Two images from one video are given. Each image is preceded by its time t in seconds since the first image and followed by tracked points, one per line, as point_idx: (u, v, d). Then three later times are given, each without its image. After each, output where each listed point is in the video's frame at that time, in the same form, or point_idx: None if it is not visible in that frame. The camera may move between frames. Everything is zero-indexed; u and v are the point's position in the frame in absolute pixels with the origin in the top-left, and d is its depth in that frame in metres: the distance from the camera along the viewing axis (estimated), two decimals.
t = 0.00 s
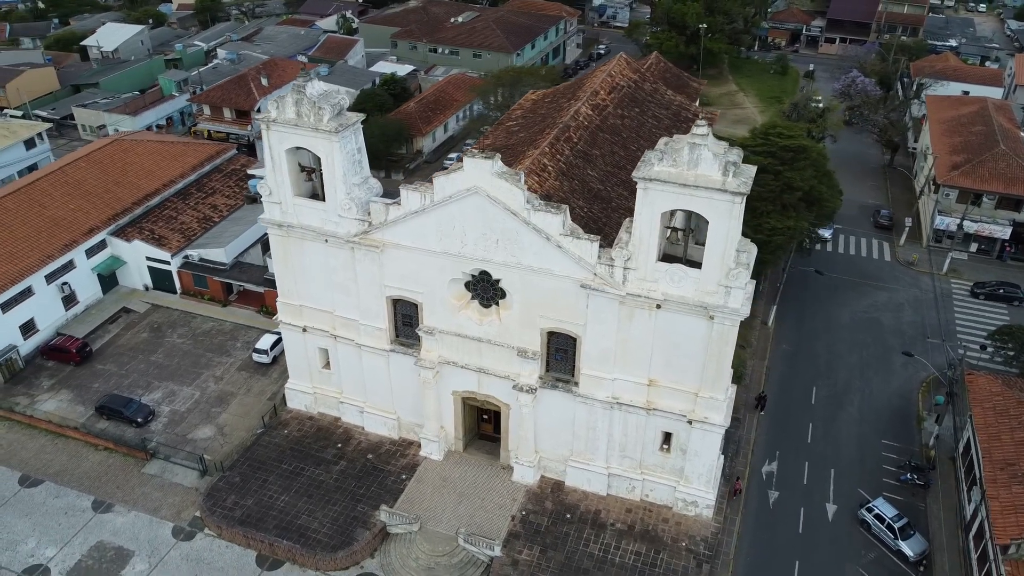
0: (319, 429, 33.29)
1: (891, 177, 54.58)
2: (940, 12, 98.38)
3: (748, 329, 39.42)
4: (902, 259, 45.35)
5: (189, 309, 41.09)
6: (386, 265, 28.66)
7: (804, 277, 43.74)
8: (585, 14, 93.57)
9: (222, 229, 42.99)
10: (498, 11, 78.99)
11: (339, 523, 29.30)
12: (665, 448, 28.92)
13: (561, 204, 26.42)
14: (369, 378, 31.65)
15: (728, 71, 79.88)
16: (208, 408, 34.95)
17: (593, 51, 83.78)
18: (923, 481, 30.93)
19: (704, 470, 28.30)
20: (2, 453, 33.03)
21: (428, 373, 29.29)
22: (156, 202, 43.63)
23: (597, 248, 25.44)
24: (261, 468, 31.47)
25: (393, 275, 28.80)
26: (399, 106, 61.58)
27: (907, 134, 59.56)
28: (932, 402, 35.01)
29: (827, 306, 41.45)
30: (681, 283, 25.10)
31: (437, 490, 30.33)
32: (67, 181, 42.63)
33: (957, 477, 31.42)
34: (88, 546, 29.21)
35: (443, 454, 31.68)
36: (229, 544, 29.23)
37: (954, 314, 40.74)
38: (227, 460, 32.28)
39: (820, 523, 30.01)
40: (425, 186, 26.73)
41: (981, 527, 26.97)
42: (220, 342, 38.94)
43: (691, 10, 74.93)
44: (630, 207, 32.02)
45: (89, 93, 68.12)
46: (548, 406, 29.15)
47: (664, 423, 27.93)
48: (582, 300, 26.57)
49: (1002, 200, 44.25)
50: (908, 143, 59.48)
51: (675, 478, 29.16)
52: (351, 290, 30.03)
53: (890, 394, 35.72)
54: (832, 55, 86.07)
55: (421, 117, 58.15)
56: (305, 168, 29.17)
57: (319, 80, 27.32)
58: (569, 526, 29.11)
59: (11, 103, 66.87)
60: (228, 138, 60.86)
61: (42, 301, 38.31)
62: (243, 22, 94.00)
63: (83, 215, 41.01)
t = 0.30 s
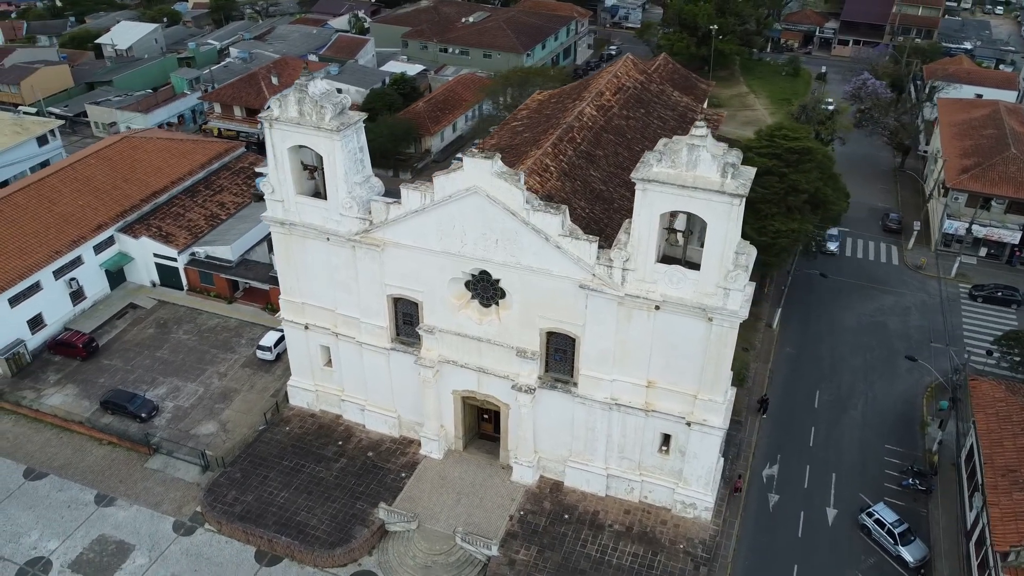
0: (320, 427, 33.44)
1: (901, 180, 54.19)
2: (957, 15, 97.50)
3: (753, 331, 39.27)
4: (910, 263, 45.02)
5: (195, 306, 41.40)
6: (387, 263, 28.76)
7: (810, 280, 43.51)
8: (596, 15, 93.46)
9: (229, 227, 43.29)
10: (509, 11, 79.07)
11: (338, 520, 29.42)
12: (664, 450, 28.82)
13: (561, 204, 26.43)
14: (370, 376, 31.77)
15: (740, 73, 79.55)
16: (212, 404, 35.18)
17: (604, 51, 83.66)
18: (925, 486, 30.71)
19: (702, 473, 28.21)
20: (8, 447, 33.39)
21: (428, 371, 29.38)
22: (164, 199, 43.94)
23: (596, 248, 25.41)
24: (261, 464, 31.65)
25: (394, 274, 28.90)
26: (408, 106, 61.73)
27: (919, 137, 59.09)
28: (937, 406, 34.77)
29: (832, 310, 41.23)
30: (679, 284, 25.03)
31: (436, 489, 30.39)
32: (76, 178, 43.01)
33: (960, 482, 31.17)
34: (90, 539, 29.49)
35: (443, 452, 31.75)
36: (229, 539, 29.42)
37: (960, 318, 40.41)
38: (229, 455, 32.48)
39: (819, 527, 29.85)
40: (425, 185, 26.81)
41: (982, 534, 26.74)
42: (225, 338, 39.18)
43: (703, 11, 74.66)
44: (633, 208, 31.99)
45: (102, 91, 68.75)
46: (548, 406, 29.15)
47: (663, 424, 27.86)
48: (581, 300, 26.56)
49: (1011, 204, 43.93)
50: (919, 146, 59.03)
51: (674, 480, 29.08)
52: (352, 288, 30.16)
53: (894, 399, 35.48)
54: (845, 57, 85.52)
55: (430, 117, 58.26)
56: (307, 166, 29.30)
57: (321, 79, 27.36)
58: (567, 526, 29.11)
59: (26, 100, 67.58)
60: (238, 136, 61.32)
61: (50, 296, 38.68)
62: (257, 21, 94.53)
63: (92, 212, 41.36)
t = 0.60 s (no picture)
0: (321, 424, 33.60)
1: (912, 184, 53.74)
2: (974, 16, 96.56)
3: (757, 334, 39.11)
4: (918, 267, 44.67)
5: (201, 302, 41.71)
6: (387, 262, 28.87)
7: (816, 284, 43.23)
8: (609, 16, 93.33)
9: (236, 224, 43.58)
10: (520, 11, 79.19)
11: (336, 517, 29.56)
12: (663, 452, 28.75)
13: (561, 205, 26.42)
14: (371, 374, 31.91)
15: (752, 74, 79.19)
16: (215, 400, 35.43)
17: (616, 52, 83.53)
18: (927, 492, 30.50)
19: (701, 475, 28.15)
20: (14, 440, 33.79)
21: (428, 371, 29.47)
22: (173, 197, 44.29)
23: (595, 249, 25.40)
24: (263, 461, 31.85)
25: (394, 273, 29.01)
26: (417, 105, 61.86)
27: (931, 140, 58.59)
28: (941, 412, 34.51)
29: (838, 314, 40.99)
30: (678, 286, 24.99)
31: (435, 487, 30.48)
32: (86, 174, 43.42)
33: (962, 489, 30.93)
34: (91, 532, 29.78)
35: (443, 451, 31.83)
36: (229, 534, 29.64)
37: (968, 323, 40.07)
38: (230, 451, 32.70)
39: (819, 532, 29.70)
40: (426, 185, 26.89)
41: (982, 541, 26.53)
42: (230, 335, 39.45)
43: (715, 12, 74.39)
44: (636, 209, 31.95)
45: (116, 88, 69.38)
46: (547, 406, 29.17)
47: (661, 426, 27.81)
48: (580, 301, 26.56)
49: (1022, 209, 43.41)
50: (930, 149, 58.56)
51: (672, 482, 29.02)
52: (354, 287, 30.29)
53: (898, 404, 35.23)
54: (859, 59, 84.98)
55: (439, 116, 58.36)
56: (310, 164, 29.45)
57: (323, 78, 27.41)
58: (564, 527, 29.12)
59: (41, 98, 68.31)
60: (249, 134, 61.79)
61: (58, 291, 39.08)
62: (271, 20, 95.09)
63: (100, 208, 41.75)
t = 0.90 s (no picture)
0: (323, 422, 33.79)
1: (922, 187, 53.35)
2: (991, 19, 95.66)
3: (760, 337, 38.99)
4: (926, 271, 44.35)
5: (208, 299, 42.03)
6: (388, 261, 29.00)
7: (821, 287, 42.98)
8: (621, 16, 93.17)
9: (243, 222, 43.87)
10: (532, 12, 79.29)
11: (335, 514, 29.72)
12: (661, 454, 28.71)
13: (560, 205, 26.46)
14: (372, 373, 32.07)
15: (763, 76, 78.84)
16: (219, 396, 35.71)
17: (627, 53, 83.40)
18: (928, 498, 30.30)
19: (698, 478, 28.11)
20: (20, 433, 34.19)
21: (428, 370, 29.57)
22: (181, 194, 44.66)
23: (593, 250, 25.41)
24: (263, 457, 32.07)
25: (395, 272, 29.14)
26: (427, 105, 62.03)
27: (942, 144, 58.15)
28: (944, 417, 34.26)
29: (843, 318, 40.76)
30: (675, 288, 24.96)
31: (433, 486, 30.60)
32: (96, 171, 43.84)
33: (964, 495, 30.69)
34: (94, 525, 30.10)
35: (442, 450, 31.93)
36: (228, 529, 29.87)
37: (974, 329, 39.75)
38: (232, 447, 32.96)
39: (818, 537, 29.57)
40: (426, 185, 26.99)
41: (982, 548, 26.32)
42: (235, 332, 39.74)
43: (726, 14, 74.15)
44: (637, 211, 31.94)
45: (129, 86, 69.98)
46: (545, 407, 29.20)
47: (659, 428, 27.77)
48: (578, 301, 26.58)
49: None
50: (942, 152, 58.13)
51: (670, 484, 28.98)
52: (355, 285, 30.43)
53: (901, 409, 35.00)
54: (872, 61, 84.48)
55: (447, 116, 58.50)
56: (313, 163, 29.63)
57: (325, 77, 27.48)
58: (561, 527, 29.15)
59: (55, 95, 69.02)
60: (259, 133, 62.27)
61: (66, 286, 39.49)
62: (284, 18, 95.55)
63: (109, 205, 42.16)
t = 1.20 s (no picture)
0: (324, 419, 33.98)
1: (933, 191, 52.93)
2: (1009, 21, 94.65)
3: (764, 340, 38.84)
4: (934, 276, 44.02)
5: (214, 296, 42.34)
6: (389, 260, 29.13)
7: (827, 291, 42.73)
8: (634, 17, 93.00)
9: (250, 219, 44.15)
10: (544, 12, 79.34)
11: (334, 511, 29.90)
12: (659, 456, 28.68)
13: (560, 206, 26.48)
14: (373, 371, 32.22)
15: (776, 78, 78.46)
16: (222, 392, 35.99)
17: (639, 54, 83.23)
18: (929, 504, 30.09)
19: (696, 480, 28.06)
20: (26, 426, 34.61)
21: (427, 368, 29.69)
22: (189, 191, 45.00)
23: (592, 251, 25.42)
24: (265, 453, 32.29)
25: (395, 271, 29.26)
26: (436, 104, 62.18)
27: (955, 147, 57.67)
28: (947, 423, 34.01)
29: (848, 322, 40.52)
30: (673, 290, 24.93)
31: (432, 484, 30.71)
32: (106, 168, 44.25)
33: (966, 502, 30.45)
34: (96, 518, 30.43)
35: (442, 449, 32.03)
36: (229, 524, 30.11)
37: (981, 334, 39.42)
38: (234, 443, 33.20)
39: (817, 542, 29.43)
40: (426, 184, 27.10)
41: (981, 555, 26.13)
42: (241, 329, 40.02)
43: (739, 15, 73.87)
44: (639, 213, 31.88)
45: (143, 83, 70.58)
46: (544, 407, 29.23)
47: (657, 430, 27.74)
48: (577, 302, 26.58)
49: None
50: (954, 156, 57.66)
51: (667, 486, 28.94)
52: (356, 283, 30.58)
53: (905, 414, 34.77)
54: (887, 64, 83.89)
55: (456, 116, 58.61)
56: (315, 162, 29.83)
57: (328, 76, 27.66)
58: (559, 528, 29.19)
59: (70, 92, 69.71)
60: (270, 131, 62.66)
61: (74, 282, 39.91)
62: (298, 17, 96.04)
63: (118, 202, 42.55)
